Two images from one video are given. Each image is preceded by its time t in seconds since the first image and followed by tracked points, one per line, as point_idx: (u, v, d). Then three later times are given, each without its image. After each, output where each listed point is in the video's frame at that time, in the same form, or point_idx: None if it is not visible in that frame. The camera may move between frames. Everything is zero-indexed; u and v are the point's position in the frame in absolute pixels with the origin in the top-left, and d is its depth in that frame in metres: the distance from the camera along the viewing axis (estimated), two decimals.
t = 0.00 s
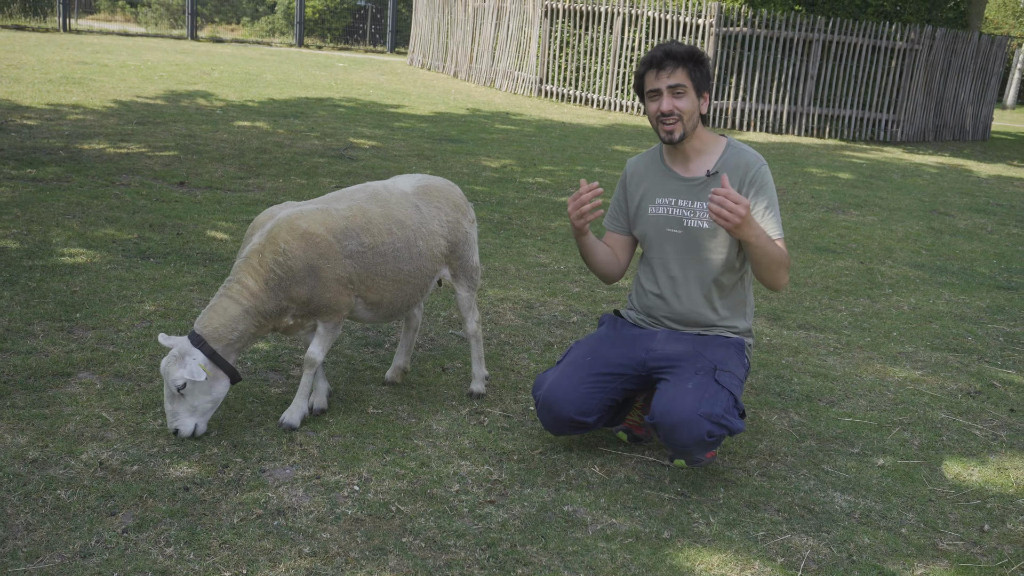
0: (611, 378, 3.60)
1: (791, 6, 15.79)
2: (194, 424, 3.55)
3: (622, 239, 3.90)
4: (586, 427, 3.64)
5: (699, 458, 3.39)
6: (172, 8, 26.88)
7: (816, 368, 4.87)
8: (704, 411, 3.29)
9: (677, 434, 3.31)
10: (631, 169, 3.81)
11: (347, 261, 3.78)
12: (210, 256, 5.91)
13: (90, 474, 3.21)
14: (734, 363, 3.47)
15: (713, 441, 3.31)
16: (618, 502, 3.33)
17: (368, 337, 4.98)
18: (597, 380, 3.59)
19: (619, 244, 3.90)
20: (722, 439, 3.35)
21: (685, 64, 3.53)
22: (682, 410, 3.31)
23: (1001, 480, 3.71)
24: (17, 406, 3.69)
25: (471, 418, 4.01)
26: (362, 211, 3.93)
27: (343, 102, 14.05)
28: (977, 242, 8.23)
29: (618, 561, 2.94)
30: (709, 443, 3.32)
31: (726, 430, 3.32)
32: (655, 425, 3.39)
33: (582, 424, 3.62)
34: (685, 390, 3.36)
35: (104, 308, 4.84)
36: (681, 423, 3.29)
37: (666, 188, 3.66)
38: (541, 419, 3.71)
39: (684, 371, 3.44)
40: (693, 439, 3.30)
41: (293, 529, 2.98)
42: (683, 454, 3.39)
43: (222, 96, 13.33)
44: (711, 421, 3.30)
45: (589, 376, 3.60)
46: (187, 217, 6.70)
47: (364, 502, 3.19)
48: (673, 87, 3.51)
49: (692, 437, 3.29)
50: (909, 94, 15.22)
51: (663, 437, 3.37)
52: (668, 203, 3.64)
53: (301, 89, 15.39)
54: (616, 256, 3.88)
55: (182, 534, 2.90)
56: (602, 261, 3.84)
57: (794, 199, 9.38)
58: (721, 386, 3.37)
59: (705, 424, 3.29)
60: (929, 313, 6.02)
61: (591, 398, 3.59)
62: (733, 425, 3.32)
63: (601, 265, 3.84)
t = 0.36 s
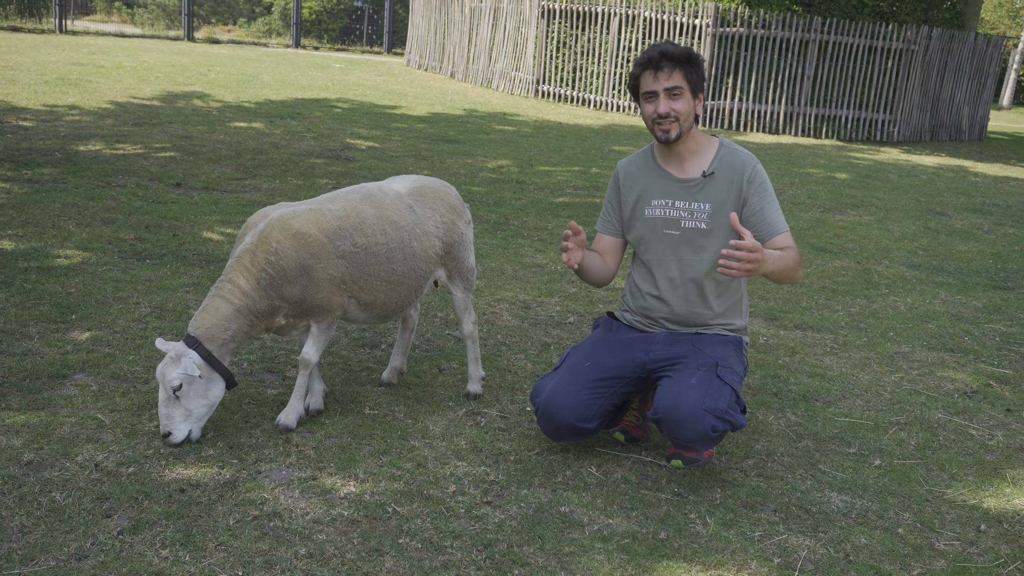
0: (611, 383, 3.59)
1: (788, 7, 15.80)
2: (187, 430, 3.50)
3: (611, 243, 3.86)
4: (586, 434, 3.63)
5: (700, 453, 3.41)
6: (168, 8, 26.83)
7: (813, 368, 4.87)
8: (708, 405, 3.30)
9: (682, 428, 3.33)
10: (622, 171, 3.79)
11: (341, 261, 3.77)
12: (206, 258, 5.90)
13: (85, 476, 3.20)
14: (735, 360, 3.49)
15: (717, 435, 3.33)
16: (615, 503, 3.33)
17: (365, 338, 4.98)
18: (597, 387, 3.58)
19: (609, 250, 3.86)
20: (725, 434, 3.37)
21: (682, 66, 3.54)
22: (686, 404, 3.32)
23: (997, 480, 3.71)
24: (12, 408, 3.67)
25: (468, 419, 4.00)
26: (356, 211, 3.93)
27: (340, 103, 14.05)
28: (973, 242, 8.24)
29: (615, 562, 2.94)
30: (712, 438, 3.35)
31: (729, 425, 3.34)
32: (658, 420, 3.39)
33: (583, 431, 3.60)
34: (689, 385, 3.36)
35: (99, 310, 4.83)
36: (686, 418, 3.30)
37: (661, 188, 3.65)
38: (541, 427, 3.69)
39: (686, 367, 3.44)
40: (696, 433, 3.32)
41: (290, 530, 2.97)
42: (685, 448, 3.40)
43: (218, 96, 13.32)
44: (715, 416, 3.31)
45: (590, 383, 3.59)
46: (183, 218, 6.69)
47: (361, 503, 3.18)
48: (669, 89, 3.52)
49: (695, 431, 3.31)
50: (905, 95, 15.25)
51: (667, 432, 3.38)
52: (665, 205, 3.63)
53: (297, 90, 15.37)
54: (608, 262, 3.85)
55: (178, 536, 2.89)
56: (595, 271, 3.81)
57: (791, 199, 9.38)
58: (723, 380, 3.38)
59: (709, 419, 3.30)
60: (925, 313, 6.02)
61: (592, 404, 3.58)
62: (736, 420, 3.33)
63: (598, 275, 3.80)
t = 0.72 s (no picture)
0: (614, 382, 3.58)
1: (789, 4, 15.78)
2: (192, 431, 3.50)
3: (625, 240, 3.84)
4: (589, 432, 3.63)
5: (705, 454, 3.41)
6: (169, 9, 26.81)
7: (816, 366, 4.87)
8: (712, 407, 3.30)
9: (687, 431, 3.33)
10: (628, 168, 3.78)
11: (341, 261, 3.78)
12: (208, 258, 5.91)
13: (89, 477, 3.20)
14: (738, 360, 3.48)
15: (722, 437, 3.33)
16: (618, 501, 3.33)
17: (367, 337, 4.98)
18: (601, 386, 3.58)
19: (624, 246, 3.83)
20: (730, 434, 3.37)
21: (688, 57, 3.56)
22: (691, 407, 3.31)
23: (1000, 476, 3.71)
24: (15, 409, 3.68)
25: (471, 418, 4.00)
26: (356, 211, 3.93)
27: (341, 102, 14.05)
28: (975, 238, 8.23)
29: (619, 560, 2.94)
30: (718, 439, 3.35)
31: (734, 425, 3.34)
32: (663, 423, 3.39)
33: (586, 429, 3.60)
34: (692, 387, 3.36)
35: (102, 311, 4.84)
36: (691, 421, 3.30)
37: (665, 186, 3.64)
38: (543, 424, 3.69)
39: (690, 369, 3.44)
40: (702, 435, 3.31)
41: (293, 530, 2.98)
42: (689, 450, 3.40)
43: (219, 96, 13.32)
44: (719, 418, 3.31)
45: (593, 382, 3.58)
46: (185, 219, 6.69)
47: (364, 503, 3.18)
48: (674, 78, 3.53)
49: (701, 434, 3.31)
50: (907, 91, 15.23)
51: (672, 434, 3.38)
52: (669, 202, 3.62)
53: (299, 89, 15.38)
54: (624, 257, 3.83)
55: (182, 536, 2.89)
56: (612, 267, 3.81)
57: (793, 197, 9.38)
58: (727, 382, 3.37)
59: (713, 421, 3.30)
60: (928, 310, 6.02)
61: (595, 403, 3.57)
62: (741, 421, 3.34)
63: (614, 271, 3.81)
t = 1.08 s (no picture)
0: (609, 379, 3.61)
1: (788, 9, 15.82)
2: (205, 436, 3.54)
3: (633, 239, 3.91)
4: (583, 427, 3.65)
5: (699, 459, 3.42)
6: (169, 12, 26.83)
7: (813, 371, 4.88)
8: (705, 412, 3.31)
9: (680, 437, 3.33)
10: (640, 168, 3.84)
11: (338, 265, 3.78)
12: (207, 261, 5.92)
13: (86, 480, 3.21)
14: (732, 365, 3.48)
15: (715, 441, 3.34)
16: (615, 505, 3.33)
17: (365, 341, 4.99)
18: (596, 380, 3.60)
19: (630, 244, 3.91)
20: (724, 439, 3.38)
21: (697, 68, 3.49)
22: (683, 412, 3.32)
23: (996, 481, 3.72)
24: (12, 412, 3.68)
25: (468, 421, 4.01)
26: (353, 216, 3.94)
27: (340, 106, 14.07)
28: (973, 243, 8.25)
29: (615, 564, 2.94)
30: (711, 444, 3.35)
31: (727, 430, 3.35)
32: (657, 429, 3.40)
33: (580, 424, 3.62)
34: (685, 393, 3.37)
35: (100, 314, 4.84)
36: (683, 426, 3.31)
37: (670, 190, 3.69)
38: (538, 417, 3.72)
39: (683, 375, 3.45)
40: (695, 441, 3.32)
41: (290, 534, 2.98)
42: (683, 456, 3.41)
43: (218, 100, 13.34)
44: (712, 423, 3.32)
45: (589, 375, 3.60)
46: (183, 222, 6.70)
47: (361, 506, 3.19)
48: (678, 89, 3.50)
49: (694, 440, 3.32)
50: (905, 96, 15.27)
51: (665, 440, 3.38)
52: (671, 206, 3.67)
53: (298, 93, 15.39)
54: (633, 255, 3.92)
55: (179, 539, 2.90)
56: (618, 264, 3.87)
57: (791, 202, 9.39)
58: (721, 387, 3.38)
59: (706, 426, 3.31)
60: (925, 314, 6.03)
61: (589, 397, 3.60)
62: (734, 426, 3.35)
63: (615, 265, 3.85)
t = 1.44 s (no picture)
0: (600, 375, 3.61)
1: (780, 13, 15.88)
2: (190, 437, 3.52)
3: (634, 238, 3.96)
4: (573, 422, 3.65)
5: (688, 464, 3.40)
6: (161, 13, 26.73)
7: (806, 374, 4.89)
8: (690, 417, 3.30)
9: (666, 443, 3.32)
10: (645, 169, 3.86)
11: (333, 267, 3.78)
12: (199, 262, 5.89)
13: (78, 482, 3.19)
14: (721, 370, 3.48)
15: (702, 446, 3.32)
16: (609, 508, 3.33)
17: (358, 343, 4.98)
18: (587, 375, 3.61)
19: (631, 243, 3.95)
20: (711, 443, 3.36)
21: (703, 71, 3.50)
22: (669, 418, 3.32)
23: (988, 484, 3.73)
24: (2, 414, 3.66)
25: (462, 424, 4.01)
26: (348, 218, 3.93)
27: (333, 108, 14.06)
28: (964, 247, 8.29)
29: (609, 567, 2.94)
30: (699, 448, 3.34)
31: (714, 434, 3.34)
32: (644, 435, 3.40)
33: (570, 419, 3.63)
34: (670, 399, 3.37)
35: (92, 315, 4.82)
36: (669, 432, 3.30)
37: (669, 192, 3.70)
38: (529, 411, 3.72)
39: (670, 380, 3.44)
40: (681, 446, 3.31)
41: (283, 536, 2.97)
42: (671, 461, 3.40)
43: (210, 101, 13.30)
44: (698, 427, 3.31)
45: (580, 370, 3.61)
46: (176, 223, 6.68)
47: (354, 509, 3.18)
48: (684, 90, 3.50)
49: (680, 445, 3.31)
50: (897, 101, 15.36)
51: (652, 447, 3.38)
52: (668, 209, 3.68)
53: (291, 95, 15.37)
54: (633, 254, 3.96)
55: (171, 541, 2.88)
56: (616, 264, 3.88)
57: (784, 205, 9.43)
58: (708, 392, 3.37)
59: (692, 430, 3.30)
60: (917, 318, 6.05)
61: (580, 392, 3.60)
62: (721, 429, 3.33)
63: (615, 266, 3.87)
